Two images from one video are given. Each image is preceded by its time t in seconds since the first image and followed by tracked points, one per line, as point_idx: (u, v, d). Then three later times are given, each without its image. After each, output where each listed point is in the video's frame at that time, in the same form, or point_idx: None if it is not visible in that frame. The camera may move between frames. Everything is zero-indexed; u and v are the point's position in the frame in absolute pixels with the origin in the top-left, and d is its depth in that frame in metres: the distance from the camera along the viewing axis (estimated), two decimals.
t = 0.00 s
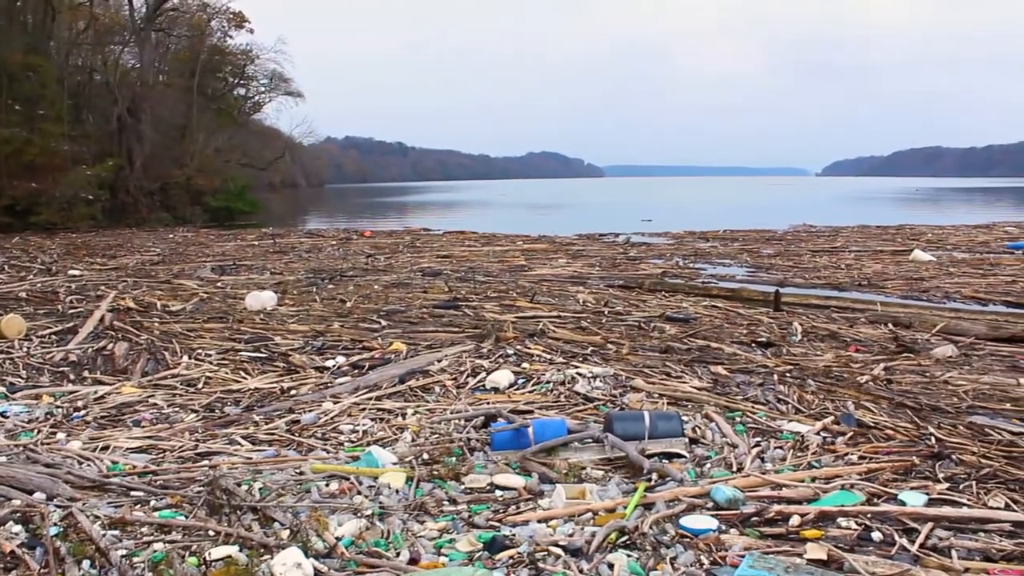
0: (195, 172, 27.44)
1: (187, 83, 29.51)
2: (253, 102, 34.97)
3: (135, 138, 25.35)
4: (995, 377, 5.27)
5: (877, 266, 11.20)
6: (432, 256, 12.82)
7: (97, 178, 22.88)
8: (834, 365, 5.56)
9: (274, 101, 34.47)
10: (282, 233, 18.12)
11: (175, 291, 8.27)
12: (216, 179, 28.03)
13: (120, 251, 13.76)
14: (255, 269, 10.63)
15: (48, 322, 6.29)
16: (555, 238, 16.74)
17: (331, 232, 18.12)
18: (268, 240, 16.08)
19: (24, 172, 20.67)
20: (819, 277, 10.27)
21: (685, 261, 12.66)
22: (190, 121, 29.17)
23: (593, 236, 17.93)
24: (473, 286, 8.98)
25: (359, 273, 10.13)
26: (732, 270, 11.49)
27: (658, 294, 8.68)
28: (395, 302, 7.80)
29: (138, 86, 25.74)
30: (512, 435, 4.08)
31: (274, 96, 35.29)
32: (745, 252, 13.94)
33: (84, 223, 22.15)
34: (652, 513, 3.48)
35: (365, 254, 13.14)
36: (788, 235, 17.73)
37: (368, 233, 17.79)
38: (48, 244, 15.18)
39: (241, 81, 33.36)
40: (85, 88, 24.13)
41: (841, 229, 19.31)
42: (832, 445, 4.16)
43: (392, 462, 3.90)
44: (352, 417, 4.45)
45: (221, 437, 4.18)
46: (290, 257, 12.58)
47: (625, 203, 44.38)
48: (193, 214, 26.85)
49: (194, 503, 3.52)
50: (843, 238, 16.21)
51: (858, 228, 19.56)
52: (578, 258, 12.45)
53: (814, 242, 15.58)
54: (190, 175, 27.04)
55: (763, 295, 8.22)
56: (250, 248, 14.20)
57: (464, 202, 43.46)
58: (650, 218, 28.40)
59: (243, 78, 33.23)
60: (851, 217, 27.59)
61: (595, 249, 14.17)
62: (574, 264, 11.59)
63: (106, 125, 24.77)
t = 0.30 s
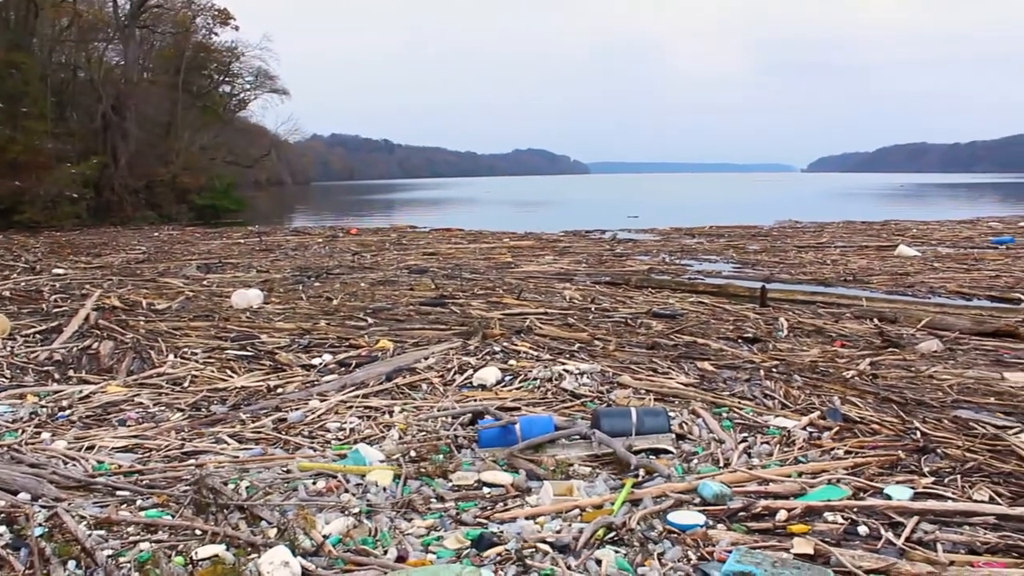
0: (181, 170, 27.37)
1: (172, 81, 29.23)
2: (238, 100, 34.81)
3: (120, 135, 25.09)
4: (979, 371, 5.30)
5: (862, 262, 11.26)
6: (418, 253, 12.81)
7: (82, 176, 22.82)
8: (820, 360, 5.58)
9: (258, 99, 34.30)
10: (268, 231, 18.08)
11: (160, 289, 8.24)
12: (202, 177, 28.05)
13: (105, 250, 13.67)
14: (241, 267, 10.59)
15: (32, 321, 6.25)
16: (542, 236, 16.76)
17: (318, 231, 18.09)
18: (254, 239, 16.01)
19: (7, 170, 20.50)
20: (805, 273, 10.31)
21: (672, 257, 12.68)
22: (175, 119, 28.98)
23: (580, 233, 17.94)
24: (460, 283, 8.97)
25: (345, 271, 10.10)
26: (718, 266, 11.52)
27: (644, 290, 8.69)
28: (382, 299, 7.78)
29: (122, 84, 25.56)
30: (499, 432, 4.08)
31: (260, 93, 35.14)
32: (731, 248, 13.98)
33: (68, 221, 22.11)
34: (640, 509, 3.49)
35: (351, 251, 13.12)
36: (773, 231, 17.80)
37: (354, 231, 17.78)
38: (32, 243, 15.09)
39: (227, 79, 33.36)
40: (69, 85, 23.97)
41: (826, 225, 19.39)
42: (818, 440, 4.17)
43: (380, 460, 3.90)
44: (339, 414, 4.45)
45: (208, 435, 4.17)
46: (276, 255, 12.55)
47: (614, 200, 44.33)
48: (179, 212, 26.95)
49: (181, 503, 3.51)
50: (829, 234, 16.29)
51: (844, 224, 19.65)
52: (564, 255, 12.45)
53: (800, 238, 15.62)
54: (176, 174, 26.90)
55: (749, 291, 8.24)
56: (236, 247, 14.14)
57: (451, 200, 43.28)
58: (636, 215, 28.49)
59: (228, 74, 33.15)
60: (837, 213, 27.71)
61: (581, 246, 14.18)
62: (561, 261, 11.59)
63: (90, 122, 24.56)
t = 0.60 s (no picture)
0: (160, 174, 27.38)
1: (151, 84, 29.12)
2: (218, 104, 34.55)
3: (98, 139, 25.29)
4: (956, 379, 5.34)
5: (840, 270, 11.34)
6: (398, 259, 12.79)
7: (59, 180, 22.73)
8: (798, 367, 5.61)
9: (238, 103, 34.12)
10: (248, 236, 17.98)
11: (138, 294, 8.18)
12: (181, 182, 28.10)
13: (83, 254, 13.56)
14: (220, 273, 10.54)
15: (7, 326, 6.19)
16: (522, 242, 16.78)
17: (299, 236, 18.02)
18: (233, 244, 15.92)
19: None
20: (784, 281, 10.37)
21: (652, 264, 12.73)
22: (155, 123, 28.97)
23: (561, 240, 17.98)
24: (440, 290, 8.96)
25: (325, 277, 10.06)
26: (698, 273, 11.58)
27: (624, 298, 8.72)
28: (362, 306, 7.76)
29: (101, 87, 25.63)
30: (478, 439, 4.07)
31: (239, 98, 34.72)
32: (711, 256, 14.05)
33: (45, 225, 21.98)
34: (619, 516, 3.49)
35: (331, 257, 13.07)
36: (752, 238, 17.91)
37: (334, 236, 17.71)
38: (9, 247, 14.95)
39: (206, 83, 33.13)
40: (46, 87, 24.14)
41: (805, 233, 19.53)
42: (796, 447, 4.19)
43: (359, 467, 3.88)
44: (318, 421, 4.43)
45: (186, 442, 4.14)
46: (255, 260, 12.50)
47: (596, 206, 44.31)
48: (157, 217, 26.72)
49: (158, 510, 3.48)
50: (808, 242, 16.40)
51: (822, 231, 19.80)
52: (544, 262, 12.47)
53: (779, 246, 15.71)
54: (155, 178, 26.85)
55: (728, 298, 8.28)
56: (215, 252, 14.07)
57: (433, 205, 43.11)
58: (617, 222, 28.54)
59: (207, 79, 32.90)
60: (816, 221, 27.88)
61: (561, 253, 14.21)
62: (541, 268, 11.60)
63: (68, 125, 24.69)
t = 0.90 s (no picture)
0: (137, 172, 27.64)
1: (128, 82, 29.01)
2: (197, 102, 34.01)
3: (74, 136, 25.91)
4: (931, 377, 5.39)
5: (818, 268, 11.40)
6: (378, 258, 12.73)
7: (34, 178, 22.71)
8: (776, 366, 5.64)
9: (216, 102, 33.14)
10: (227, 235, 17.87)
11: (115, 293, 8.11)
12: (158, 180, 28.43)
13: (58, 253, 13.44)
14: (199, 272, 10.47)
15: None
16: (502, 241, 16.77)
17: (279, 234, 17.93)
18: (212, 242, 15.80)
19: None
20: (762, 279, 10.41)
21: (631, 263, 12.75)
22: (132, 121, 29.11)
23: (541, 239, 17.97)
24: (419, 288, 8.94)
25: (304, 276, 10.02)
26: (677, 272, 11.60)
27: (603, 296, 8.73)
28: (341, 304, 7.74)
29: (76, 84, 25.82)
30: (458, 438, 4.06)
31: (218, 96, 33.67)
32: (690, 255, 14.08)
33: (19, 223, 21.94)
34: (599, 514, 3.50)
35: (310, 256, 13.00)
36: (732, 237, 18.00)
37: (313, 235, 17.63)
38: None
39: (183, 81, 32.15)
40: (20, 84, 24.72)
41: (785, 232, 19.67)
42: (775, 444, 4.21)
43: (338, 466, 3.87)
44: (296, 420, 4.41)
45: (163, 442, 4.11)
46: (233, 259, 12.43)
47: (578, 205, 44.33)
48: (134, 215, 27.29)
49: (135, 510, 3.45)
50: (786, 241, 16.46)
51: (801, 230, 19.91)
52: (524, 261, 12.46)
53: (759, 244, 15.79)
54: (132, 176, 27.28)
55: (706, 297, 8.31)
56: (193, 251, 13.97)
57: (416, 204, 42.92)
58: (596, 222, 28.56)
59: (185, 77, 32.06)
60: (795, 220, 28.04)
61: (541, 252, 14.19)
62: (521, 267, 11.59)
63: (43, 122, 25.46)
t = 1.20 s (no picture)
0: (121, 172, 27.66)
1: (111, 81, 28.84)
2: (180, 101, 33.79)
3: (57, 136, 25.67)
4: (915, 373, 5.42)
5: (803, 266, 11.45)
6: (363, 257, 12.71)
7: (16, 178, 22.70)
8: (762, 363, 5.66)
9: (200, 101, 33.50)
10: (211, 234, 17.80)
11: (99, 293, 8.08)
12: (142, 180, 28.42)
13: (40, 253, 13.36)
14: (183, 271, 10.44)
15: None
16: (487, 240, 16.78)
17: (264, 234, 17.88)
18: (196, 242, 15.75)
19: None
20: (747, 277, 10.45)
21: (616, 261, 12.76)
22: (114, 121, 28.85)
23: (525, 237, 17.97)
24: (404, 287, 8.93)
25: (289, 275, 10.00)
26: (662, 270, 11.63)
27: (588, 294, 8.73)
28: (326, 304, 7.73)
29: (58, 83, 25.51)
30: (444, 436, 4.06)
31: (202, 95, 34.07)
32: (674, 252, 14.12)
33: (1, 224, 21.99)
34: (585, 512, 3.50)
35: (295, 255, 12.97)
36: (716, 235, 18.06)
37: (298, 234, 17.59)
38: None
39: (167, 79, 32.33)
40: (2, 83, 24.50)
41: (769, 229, 19.79)
42: (760, 441, 4.23)
43: (324, 465, 3.87)
44: (282, 420, 4.40)
45: (148, 442, 4.09)
46: (218, 259, 12.39)
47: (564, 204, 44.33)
48: (118, 215, 27.37)
49: (120, 512, 3.43)
50: (771, 239, 16.53)
51: (786, 228, 19.99)
52: (510, 259, 12.46)
53: (743, 242, 15.86)
54: (116, 176, 27.27)
55: (691, 295, 8.33)
56: (178, 250, 13.93)
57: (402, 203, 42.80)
58: (580, 219, 28.57)
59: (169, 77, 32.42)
60: (780, 218, 28.10)
61: (526, 250, 14.20)
62: (506, 265, 11.59)
63: (25, 122, 25.26)
